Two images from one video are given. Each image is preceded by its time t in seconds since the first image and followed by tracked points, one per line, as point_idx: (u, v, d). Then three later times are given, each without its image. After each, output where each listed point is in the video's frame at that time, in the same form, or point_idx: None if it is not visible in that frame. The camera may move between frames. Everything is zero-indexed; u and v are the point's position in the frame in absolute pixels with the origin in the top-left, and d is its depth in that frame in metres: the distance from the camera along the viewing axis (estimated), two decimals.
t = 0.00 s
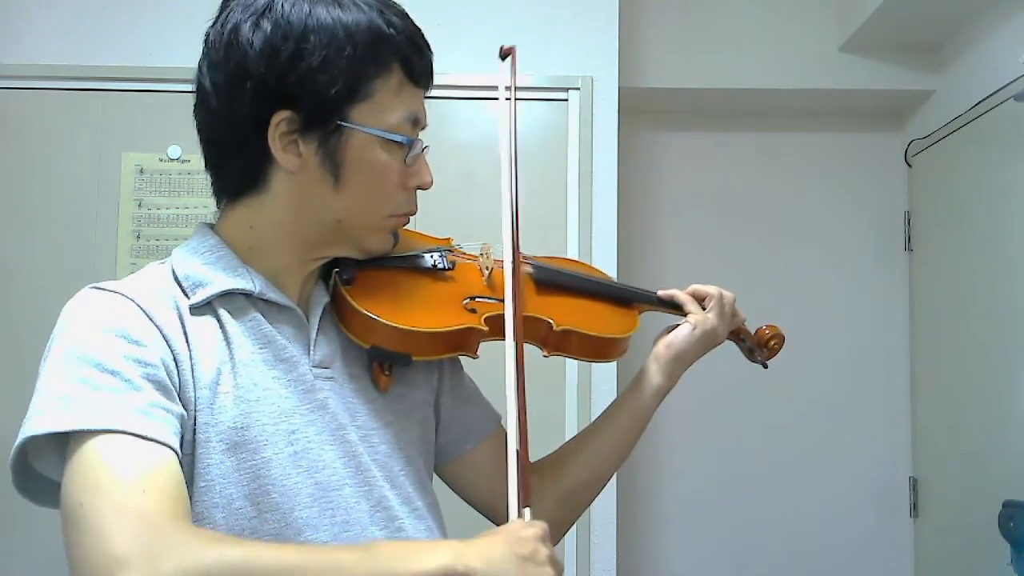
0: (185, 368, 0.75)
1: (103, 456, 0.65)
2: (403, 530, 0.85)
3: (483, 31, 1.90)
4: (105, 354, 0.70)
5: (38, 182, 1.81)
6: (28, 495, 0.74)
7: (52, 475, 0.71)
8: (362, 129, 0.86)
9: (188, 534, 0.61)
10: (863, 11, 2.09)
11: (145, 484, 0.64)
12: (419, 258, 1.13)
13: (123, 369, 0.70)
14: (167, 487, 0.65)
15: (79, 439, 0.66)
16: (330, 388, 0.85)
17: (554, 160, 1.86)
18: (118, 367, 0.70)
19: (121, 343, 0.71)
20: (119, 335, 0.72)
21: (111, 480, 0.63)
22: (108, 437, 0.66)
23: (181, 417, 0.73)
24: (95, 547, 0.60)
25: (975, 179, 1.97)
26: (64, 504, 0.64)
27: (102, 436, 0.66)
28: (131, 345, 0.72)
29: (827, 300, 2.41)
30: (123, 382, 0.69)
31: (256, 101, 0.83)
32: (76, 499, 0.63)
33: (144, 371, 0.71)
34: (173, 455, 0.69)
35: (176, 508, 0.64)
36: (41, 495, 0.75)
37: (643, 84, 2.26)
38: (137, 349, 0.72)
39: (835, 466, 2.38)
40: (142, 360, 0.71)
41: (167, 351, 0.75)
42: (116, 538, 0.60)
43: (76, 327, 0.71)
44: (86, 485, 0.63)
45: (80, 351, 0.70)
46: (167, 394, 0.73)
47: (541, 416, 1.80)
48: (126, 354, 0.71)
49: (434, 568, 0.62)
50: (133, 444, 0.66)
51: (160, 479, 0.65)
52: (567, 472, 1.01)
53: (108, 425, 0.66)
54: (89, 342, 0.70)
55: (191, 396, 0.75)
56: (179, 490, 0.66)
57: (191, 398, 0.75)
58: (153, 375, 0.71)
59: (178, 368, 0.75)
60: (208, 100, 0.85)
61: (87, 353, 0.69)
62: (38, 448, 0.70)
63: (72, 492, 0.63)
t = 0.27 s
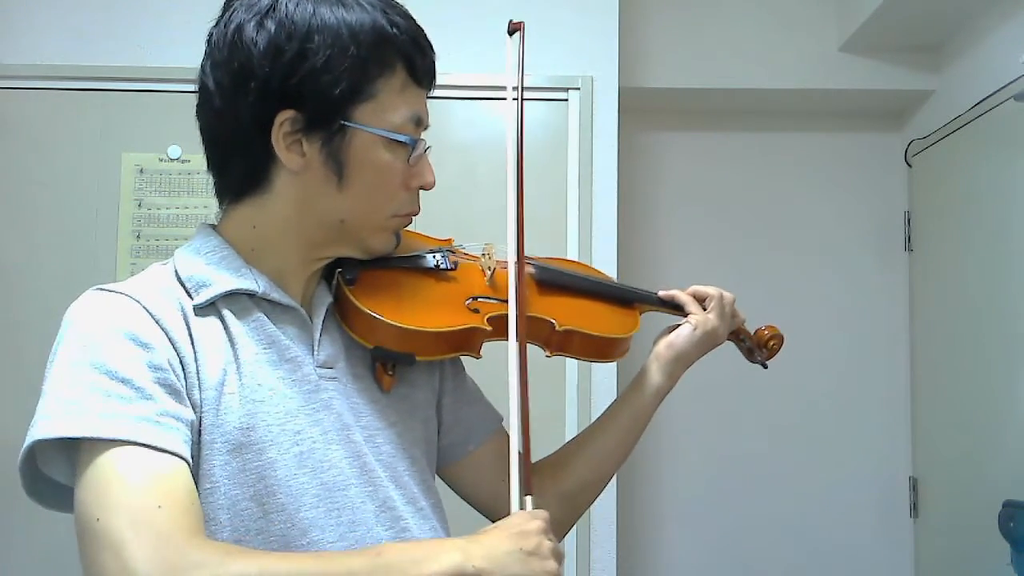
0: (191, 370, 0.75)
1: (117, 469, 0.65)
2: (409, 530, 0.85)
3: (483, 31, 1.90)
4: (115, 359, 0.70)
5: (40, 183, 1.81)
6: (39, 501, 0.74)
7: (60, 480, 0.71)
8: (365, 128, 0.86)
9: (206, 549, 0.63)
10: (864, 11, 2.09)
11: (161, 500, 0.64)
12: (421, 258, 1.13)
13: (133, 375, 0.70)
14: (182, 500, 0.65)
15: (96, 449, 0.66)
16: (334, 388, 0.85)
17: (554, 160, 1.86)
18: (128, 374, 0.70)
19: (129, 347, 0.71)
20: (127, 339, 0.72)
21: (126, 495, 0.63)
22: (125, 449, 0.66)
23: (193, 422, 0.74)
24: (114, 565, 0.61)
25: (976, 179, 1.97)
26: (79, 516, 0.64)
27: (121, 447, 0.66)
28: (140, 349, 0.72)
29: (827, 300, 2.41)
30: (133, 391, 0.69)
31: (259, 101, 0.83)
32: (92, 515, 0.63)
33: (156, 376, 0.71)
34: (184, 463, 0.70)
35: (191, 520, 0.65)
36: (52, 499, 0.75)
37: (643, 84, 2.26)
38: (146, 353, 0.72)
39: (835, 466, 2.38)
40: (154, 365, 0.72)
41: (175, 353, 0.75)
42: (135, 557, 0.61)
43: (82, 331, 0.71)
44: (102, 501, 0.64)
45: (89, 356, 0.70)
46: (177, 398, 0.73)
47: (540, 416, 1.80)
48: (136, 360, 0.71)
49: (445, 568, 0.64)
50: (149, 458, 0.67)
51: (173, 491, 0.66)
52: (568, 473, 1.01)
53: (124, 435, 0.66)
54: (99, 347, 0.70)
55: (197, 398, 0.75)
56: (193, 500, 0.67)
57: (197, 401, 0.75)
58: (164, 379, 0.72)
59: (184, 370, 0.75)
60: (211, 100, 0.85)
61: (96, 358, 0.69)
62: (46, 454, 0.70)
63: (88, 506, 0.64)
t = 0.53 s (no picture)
0: (191, 369, 0.75)
1: (111, 483, 0.66)
2: (412, 527, 0.85)
3: (482, 31, 1.90)
4: (110, 361, 0.69)
5: (39, 183, 1.81)
6: (43, 503, 0.73)
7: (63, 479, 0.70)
8: (363, 120, 0.86)
9: None
10: (864, 11, 2.09)
11: (151, 521, 0.65)
12: (418, 253, 1.12)
13: (128, 379, 0.69)
14: (171, 519, 0.67)
15: (97, 458, 0.66)
16: (337, 384, 0.84)
17: (554, 160, 1.86)
18: (122, 377, 0.69)
19: (125, 347, 0.70)
20: (124, 339, 0.71)
21: (117, 514, 0.64)
22: (128, 461, 0.67)
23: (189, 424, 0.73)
24: None
25: (976, 179, 1.96)
26: (70, 525, 0.65)
27: (123, 459, 0.67)
28: (138, 349, 0.71)
29: (828, 300, 2.41)
30: (125, 395, 0.68)
31: (257, 95, 0.83)
32: (83, 530, 0.64)
33: (152, 377, 0.71)
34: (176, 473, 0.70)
35: (182, 544, 0.67)
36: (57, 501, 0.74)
37: (643, 85, 2.26)
38: (144, 354, 0.71)
39: (835, 466, 2.37)
40: (150, 366, 0.71)
41: (174, 353, 0.74)
42: None
43: (81, 330, 0.71)
44: (99, 515, 0.64)
45: (84, 357, 0.69)
46: (174, 399, 0.72)
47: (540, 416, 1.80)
48: (131, 361, 0.70)
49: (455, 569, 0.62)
50: (143, 470, 0.67)
51: (164, 509, 0.67)
52: (570, 472, 1.00)
53: (114, 441, 0.66)
54: (95, 347, 0.69)
55: (198, 397, 0.75)
56: (182, 515, 0.68)
57: (199, 399, 0.75)
58: (160, 380, 0.71)
59: (184, 369, 0.74)
60: (208, 95, 0.85)
61: (91, 359, 0.69)
62: (49, 454, 0.69)
63: (79, 518, 0.65)
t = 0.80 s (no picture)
0: (183, 375, 0.74)
1: (108, 498, 0.66)
2: (411, 525, 0.85)
3: (482, 31, 1.89)
4: (100, 371, 0.69)
5: (40, 182, 1.80)
6: (39, 509, 0.72)
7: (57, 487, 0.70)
8: (352, 117, 0.86)
9: None
10: (864, 11, 2.09)
11: (148, 540, 0.65)
12: (411, 249, 1.12)
13: (118, 390, 0.69)
14: (168, 536, 0.67)
15: (91, 473, 0.66)
16: (334, 383, 0.84)
17: (554, 160, 1.86)
18: (113, 388, 0.68)
19: (116, 356, 0.70)
20: (114, 348, 0.70)
21: (115, 530, 0.64)
22: (124, 476, 0.67)
23: (182, 432, 0.73)
24: None
25: (976, 178, 1.96)
26: (66, 541, 0.65)
27: (119, 473, 0.66)
28: (128, 359, 0.70)
29: (828, 300, 2.40)
30: (114, 406, 0.68)
31: (244, 95, 0.83)
32: (80, 548, 0.64)
33: (141, 388, 0.70)
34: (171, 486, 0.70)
35: (176, 556, 0.67)
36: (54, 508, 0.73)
37: (643, 85, 2.26)
38: (134, 363, 0.71)
39: (835, 466, 2.37)
40: (140, 376, 0.70)
41: (166, 359, 0.74)
42: None
43: (72, 338, 0.70)
44: (93, 530, 0.64)
45: (74, 367, 0.68)
46: (165, 407, 0.72)
47: (540, 416, 1.80)
48: (121, 372, 0.69)
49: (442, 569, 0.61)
50: (138, 484, 0.67)
51: (161, 527, 0.67)
52: (568, 466, 1.01)
53: (104, 454, 0.66)
54: (86, 357, 0.69)
55: (191, 402, 0.75)
56: (177, 533, 0.68)
57: (192, 405, 0.75)
58: (150, 390, 0.71)
59: (176, 375, 0.74)
60: (194, 96, 0.84)
61: (81, 370, 0.68)
62: (47, 464, 0.68)
63: (75, 535, 0.65)
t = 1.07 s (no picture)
0: (180, 377, 0.74)
1: (104, 501, 0.65)
2: (411, 525, 0.85)
3: (482, 30, 1.89)
4: (96, 374, 0.68)
5: (39, 182, 1.80)
6: (35, 511, 0.72)
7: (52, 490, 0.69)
8: (350, 117, 0.85)
9: None
10: (864, 10, 2.09)
11: (144, 543, 0.65)
12: (411, 248, 1.12)
13: (113, 393, 0.69)
14: (164, 541, 0.67)
15: (86, 477, 0.66)
16: (333, 383, 0.84)
17: (554, 160, 1.86)
18: (108, 392, 0.68)
19: (112, 359, 0.70)
20: (111, 351, 0.70)
21: (111, 534, 0.64)
22: (120, 480, 0.67)
23: (178, 434, 0.72)
24: None
25: (976, 178, 1.96)
26: (61, 544, 0.65)
27: (115, 477, 0.66)
28: (124, 361, 0.70)
29: (828, 300, 2.40)
30: (109, 410, 0.68)
31: (241, 95, 0.82)
32: (75, 552, 0.64)
33: (137, 391, 0.70)
34: (165, 490, 0.69)
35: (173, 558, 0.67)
36: (49, 510, 0.73)
37: (643, 85, 2.25)
38: (130, 366, 0.70)
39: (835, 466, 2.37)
40: (135, 379, 0.70)
41: (162, 361, 0.73)
42: None
43: (68, 341, 0.70)
44: (88, 534, 0.64)
45: (70, 370, 0.68)
46: (161, 410, 0.72)
47: (540, 416, 1.79)
48: (117, 375, 0.69)
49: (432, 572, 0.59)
50: (134, 488, 0.67)
51: (157, 531, 0.67)
52: (571, 465, 1.01)
53: (98, 459, 0.65)
54: (82, 360, 0.68)
55: (188, 405, 0.74)
56: (172, 538, 0.68)
57: (189, 407, 0.74)
58: (146, 393, 0.70)
59: (173, 377, 0.74)
60: (191, 97, 0.84)
61: (77, 373, 0.68)
62: (43, 466, 0.68)
63: (70, 538, 0.64)
